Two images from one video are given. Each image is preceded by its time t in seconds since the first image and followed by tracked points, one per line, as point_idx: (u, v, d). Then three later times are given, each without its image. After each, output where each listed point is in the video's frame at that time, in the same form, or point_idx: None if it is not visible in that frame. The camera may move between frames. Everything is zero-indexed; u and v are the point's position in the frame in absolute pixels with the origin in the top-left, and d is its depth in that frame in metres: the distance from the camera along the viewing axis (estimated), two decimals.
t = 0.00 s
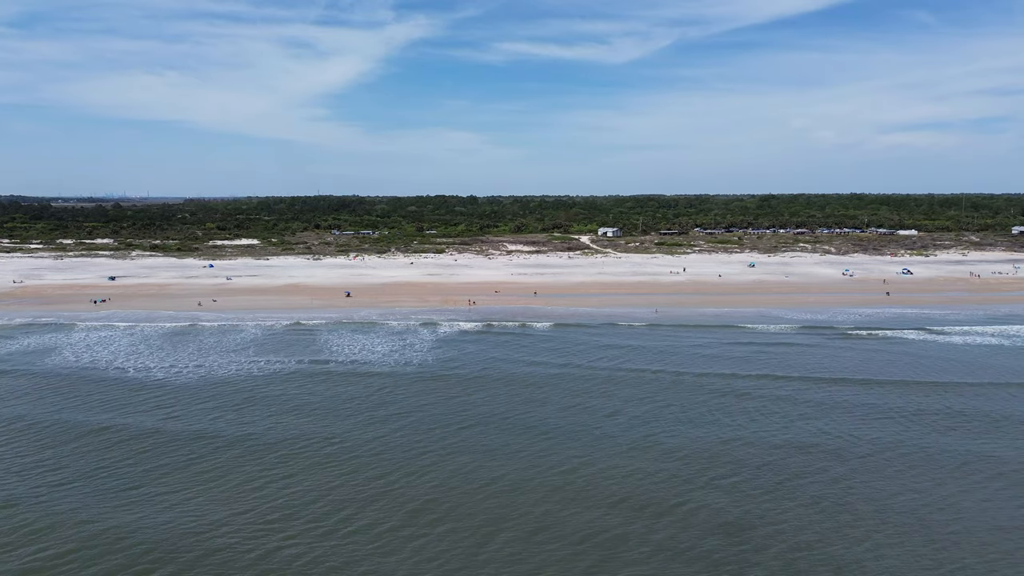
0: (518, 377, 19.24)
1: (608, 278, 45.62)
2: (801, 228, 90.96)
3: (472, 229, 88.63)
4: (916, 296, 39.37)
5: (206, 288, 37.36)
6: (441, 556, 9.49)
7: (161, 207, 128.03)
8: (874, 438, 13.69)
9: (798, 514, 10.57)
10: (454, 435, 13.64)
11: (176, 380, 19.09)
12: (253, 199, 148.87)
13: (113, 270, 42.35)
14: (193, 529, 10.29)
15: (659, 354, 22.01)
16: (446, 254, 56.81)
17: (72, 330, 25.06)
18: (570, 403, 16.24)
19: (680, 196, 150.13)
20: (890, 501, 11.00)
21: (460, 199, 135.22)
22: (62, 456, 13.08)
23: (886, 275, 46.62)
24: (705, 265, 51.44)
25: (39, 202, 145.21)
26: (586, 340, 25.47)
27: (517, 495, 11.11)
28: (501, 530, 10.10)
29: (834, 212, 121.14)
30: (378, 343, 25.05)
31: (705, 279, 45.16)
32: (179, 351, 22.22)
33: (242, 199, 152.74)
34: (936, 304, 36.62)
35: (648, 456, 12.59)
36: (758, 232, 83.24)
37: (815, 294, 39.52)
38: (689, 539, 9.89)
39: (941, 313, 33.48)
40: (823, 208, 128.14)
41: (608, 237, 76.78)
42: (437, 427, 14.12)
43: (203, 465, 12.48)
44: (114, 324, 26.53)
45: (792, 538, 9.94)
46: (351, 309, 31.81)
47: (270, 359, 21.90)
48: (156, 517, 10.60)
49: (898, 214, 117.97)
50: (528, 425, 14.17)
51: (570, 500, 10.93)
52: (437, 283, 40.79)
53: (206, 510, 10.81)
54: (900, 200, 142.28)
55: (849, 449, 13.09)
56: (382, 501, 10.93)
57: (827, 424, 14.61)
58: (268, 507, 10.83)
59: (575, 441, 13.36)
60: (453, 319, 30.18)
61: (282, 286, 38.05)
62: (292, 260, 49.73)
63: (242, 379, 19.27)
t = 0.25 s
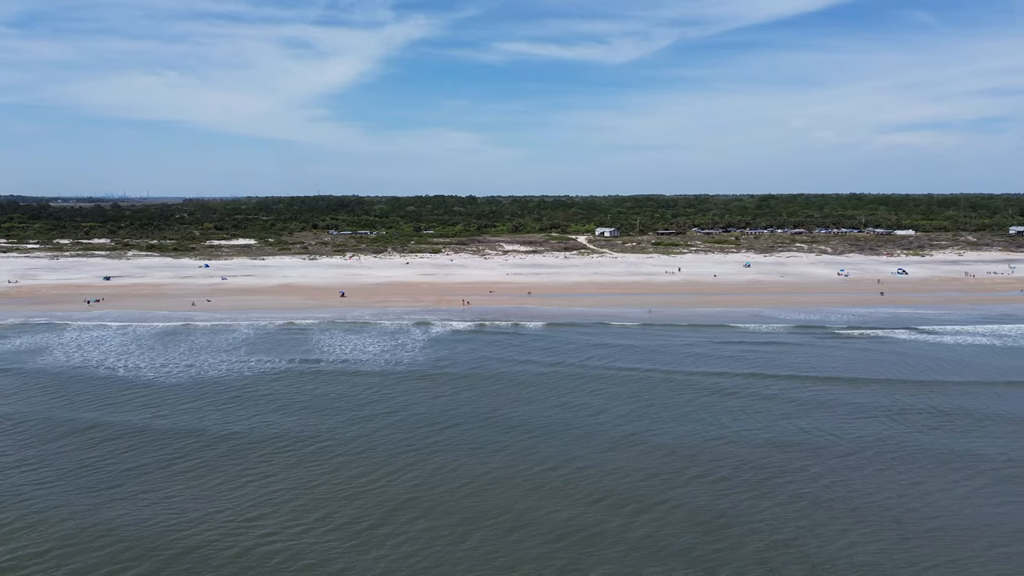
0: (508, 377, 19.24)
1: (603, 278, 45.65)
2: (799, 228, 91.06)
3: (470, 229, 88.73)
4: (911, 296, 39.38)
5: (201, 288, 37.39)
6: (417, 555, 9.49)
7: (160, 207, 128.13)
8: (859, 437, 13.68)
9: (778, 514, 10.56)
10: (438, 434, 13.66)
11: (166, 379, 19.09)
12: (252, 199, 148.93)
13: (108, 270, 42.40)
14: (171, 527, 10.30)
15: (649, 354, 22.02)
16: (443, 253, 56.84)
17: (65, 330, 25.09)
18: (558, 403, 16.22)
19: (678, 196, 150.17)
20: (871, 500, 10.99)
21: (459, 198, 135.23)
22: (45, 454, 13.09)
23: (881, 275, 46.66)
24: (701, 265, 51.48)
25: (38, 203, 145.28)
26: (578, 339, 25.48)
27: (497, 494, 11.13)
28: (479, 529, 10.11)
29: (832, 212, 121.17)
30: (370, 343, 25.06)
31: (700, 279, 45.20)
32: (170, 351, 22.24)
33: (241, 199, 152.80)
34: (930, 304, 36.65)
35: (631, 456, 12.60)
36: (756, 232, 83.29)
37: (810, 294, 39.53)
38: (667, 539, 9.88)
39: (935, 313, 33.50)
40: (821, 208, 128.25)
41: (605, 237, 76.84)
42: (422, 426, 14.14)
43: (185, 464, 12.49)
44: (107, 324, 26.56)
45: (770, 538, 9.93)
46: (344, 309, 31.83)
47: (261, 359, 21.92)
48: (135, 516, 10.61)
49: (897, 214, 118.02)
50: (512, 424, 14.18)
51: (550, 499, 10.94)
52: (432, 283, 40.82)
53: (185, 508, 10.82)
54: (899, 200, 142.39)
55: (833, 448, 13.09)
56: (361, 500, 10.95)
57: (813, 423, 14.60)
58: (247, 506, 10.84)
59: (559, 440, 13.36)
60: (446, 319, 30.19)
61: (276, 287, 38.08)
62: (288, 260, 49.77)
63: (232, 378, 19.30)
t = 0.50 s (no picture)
0: (498, 376, 19.27)
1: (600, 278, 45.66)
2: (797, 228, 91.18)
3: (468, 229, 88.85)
4: (907, 296, 39.40)
5: (196, 288, 37.44)
6: (397, 554, 9.51)
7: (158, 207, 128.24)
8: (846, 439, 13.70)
9: (761, 514, 10.56)
10: (425, 433, 13.69)
11: (157, 379, 19.12)
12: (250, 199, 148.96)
13: (105, 270, 42.45)
14: (152, 526, 10.34)
15: (642, 354, 22.04)
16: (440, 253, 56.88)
17: (58, 330, 25.13)
18: (546, 403, 16.23)
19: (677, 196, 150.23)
20: (855, 500, 10.99)
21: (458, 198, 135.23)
22: (31, 454, 13.12)
23: (877, 275, 46.73)
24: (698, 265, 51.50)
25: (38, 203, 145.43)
26: (572, 339, 25.51)
27: (481, 493, 11.17)
28: (462, 528, 10.13)
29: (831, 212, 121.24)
30: (363, 343, 25.11)
31: (696, 279, 45.26)
32: (163, 351, 22.29)
33: (239, 199, 152.94)
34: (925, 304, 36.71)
35: (617, 456, 12.61)
36: (753, 232, 83.33)
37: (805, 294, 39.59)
38: (650, 540, 9.87)
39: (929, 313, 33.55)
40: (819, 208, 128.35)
41: (602, 237, 76.94)
42: (409, 425, 14.18)
43: (172, 463, 12.55)
44: (100, 323, 26.61)
45: (752, 538, 9.94)
46: (339, 309, 31.87)
47: (254, 360, 21.97)
48: (117, 516, 10.62)
49: (895, 214, 118.12)
50: (500, 424, 14.19)
51: (534, 499, 10.96)
52: (428, 283, 40.88)
53: (168, 507, 10.87)
54: (898, 200, 142.54)
55: (820, 449, 13.08)
56: (342, 499, 10.98)
57: (800, 424, 14.60)
58: (229, 505, 10.86)
59: (546, 439, 13.39)
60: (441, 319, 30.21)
61: (272, 287, 38.13)
62: (284, 260, 49.84)
63: (223, 378, 19.33)
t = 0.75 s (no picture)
0: (487, 376, 19.30)
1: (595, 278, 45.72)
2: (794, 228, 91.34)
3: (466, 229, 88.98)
4: (901, 296, 39.46)
5: (191, 288, 37.51)
6: (375, 553, 9.52)
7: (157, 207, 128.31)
8: (831, 440, 13.71)
9: (741, 515, 10.55)
10: (410, 433, 13.70)
11: (147, 379, 19.17)
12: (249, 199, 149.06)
13: (100, 270, 42.50)
14: (132, 525, 10.33)
15: (632, 355, 22.07)
16: (436, 253, 56.96)
17: (51, 330, 25.19)
18: (534, 403, 16.26)
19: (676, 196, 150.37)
20: (836, 501, 10.98)
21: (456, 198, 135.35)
22: (17, 453, 13.15)
23: (872, 275, 46.82)
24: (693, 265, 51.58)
25: (36, 202, 145.51)
26: (563, 339, 25.54)
27: (462, 492, 11.18)
28: (440, 527, 10.13)
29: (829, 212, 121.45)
30: (355, 343, 25.16)
31: (691, 279, 45.33)
32: (154, 351, 22.33)
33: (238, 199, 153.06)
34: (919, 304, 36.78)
35: (600, 457, 12.61)
36: (751, 232, 83.49)
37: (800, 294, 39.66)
38: (629, 539, 9.85)
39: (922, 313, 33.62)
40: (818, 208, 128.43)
41: (600, 237, 77.06)
42: (394, 425, 14.20)
43: (155, 462, 12.56)
44: (93, 323, 26.67)
45: (731, 537, 9.93)
46: (332, 309, 31.94)
47: (245, 360, 22.02)
48: (96, 515, 10.61)
49: (893, 214, 118.37)
50: (485, 424, 14.21)
51: (514, 499, 10.96)
52: (423, 283, 40.95)
53: (148, 506, 10.89)
54: (896, 200, 142.70)
55: (804, 451, 13.09)
56: (323, 498, 10.99)
57: (785, 426, 14.61)
58: (210, 505, 10.86)
59: (530, 439, 13.40)
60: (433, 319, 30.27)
61: (267, 286, 38.20)
62: (280, 260, 49.92)
63: (213, 378, 19.37)
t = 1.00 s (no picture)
0: (478, 376, 19.35)
1: (591, 278, 45.83)
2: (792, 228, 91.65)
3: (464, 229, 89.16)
4: (896, 296, 39.55)
5: (186, 288, 37.59)
6: (355, 553, 9.52)
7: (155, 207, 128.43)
8: (817, 441, 13.73)
9: (724, 515, 10.56)
10: (396, 433, 13.72)
11: (138, 379, 19.20)
12: (248, 199, 149.19)
13: (96, 270, 42.57)
14: (114, 526, 10.33)
15: (623, 355, 22.12)
16: (433, 253, 57.08)
17: (44, 330, 25.24)
18: (522, 403, 16.30)
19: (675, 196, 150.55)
20: (819, 501, 11.00)
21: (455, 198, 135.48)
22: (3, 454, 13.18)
23: (867, 275, 46.96)
24: (689, 265, 51.70)
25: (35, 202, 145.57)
26: (555, 339, 25.60)
27: (445, 492, 11.19)
28: (422, 527, 10.14)
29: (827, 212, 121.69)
30: (348, 343, 25.24)
31: (686, 279, 45.45)
32: (146, 351, 22.38)
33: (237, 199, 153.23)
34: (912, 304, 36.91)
35: (585, 457, 12.63)
36: (748, 233, 83.63)
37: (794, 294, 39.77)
38: (609, 539, 9.86)
39: (915, 313, 33.74)
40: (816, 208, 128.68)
41: (597, 237, 77.23)
42: (381, 425, 14.21)
43: (141, 463, 12.57)
44: (86, 323, 26.73)
45: (712, 537, 9.94)
46: (326, 309, 32.03)
47: (237, 361, 22.07)
48: (79, 516, 10.62)
49: (891, 214, 118.65)
50: (472, 424, 14.23)
51: (497, 498, 10.97)
52: (418, 284, 41.04)
53: (132, 506, 10.89)
54: (895, 200, 143.02)
55: (790, 451, 13.11)
56: (306, 498, 11.00)
57: (773, 426, 14.64)
58: (193, 505, 10.86)
59: (516, 439, 13.42)
60: (428, 319, 30.35)
61: (261, 287, 38.28)
62: (276, 260, 50.02)
63: (203, 378, 19.41)
